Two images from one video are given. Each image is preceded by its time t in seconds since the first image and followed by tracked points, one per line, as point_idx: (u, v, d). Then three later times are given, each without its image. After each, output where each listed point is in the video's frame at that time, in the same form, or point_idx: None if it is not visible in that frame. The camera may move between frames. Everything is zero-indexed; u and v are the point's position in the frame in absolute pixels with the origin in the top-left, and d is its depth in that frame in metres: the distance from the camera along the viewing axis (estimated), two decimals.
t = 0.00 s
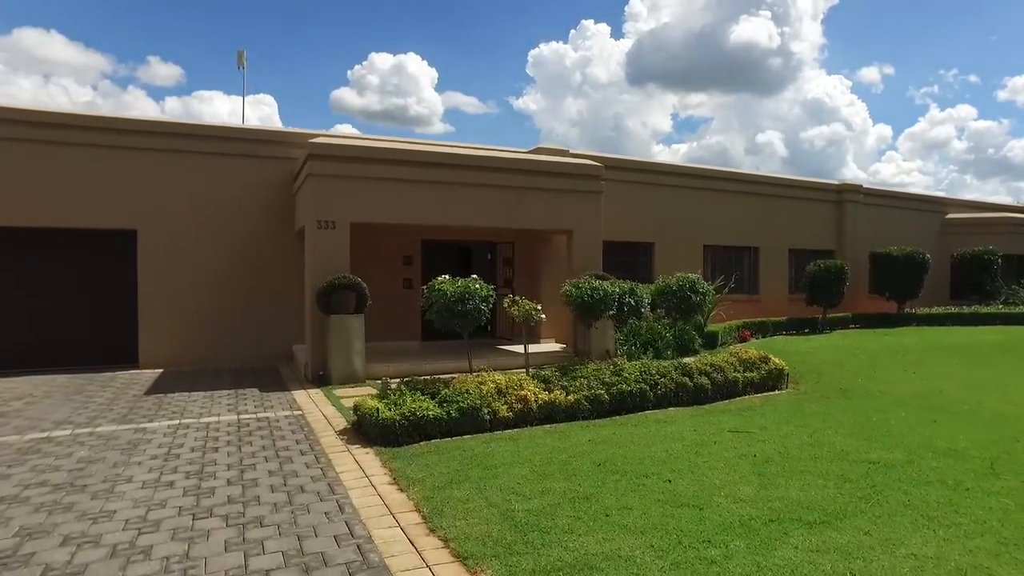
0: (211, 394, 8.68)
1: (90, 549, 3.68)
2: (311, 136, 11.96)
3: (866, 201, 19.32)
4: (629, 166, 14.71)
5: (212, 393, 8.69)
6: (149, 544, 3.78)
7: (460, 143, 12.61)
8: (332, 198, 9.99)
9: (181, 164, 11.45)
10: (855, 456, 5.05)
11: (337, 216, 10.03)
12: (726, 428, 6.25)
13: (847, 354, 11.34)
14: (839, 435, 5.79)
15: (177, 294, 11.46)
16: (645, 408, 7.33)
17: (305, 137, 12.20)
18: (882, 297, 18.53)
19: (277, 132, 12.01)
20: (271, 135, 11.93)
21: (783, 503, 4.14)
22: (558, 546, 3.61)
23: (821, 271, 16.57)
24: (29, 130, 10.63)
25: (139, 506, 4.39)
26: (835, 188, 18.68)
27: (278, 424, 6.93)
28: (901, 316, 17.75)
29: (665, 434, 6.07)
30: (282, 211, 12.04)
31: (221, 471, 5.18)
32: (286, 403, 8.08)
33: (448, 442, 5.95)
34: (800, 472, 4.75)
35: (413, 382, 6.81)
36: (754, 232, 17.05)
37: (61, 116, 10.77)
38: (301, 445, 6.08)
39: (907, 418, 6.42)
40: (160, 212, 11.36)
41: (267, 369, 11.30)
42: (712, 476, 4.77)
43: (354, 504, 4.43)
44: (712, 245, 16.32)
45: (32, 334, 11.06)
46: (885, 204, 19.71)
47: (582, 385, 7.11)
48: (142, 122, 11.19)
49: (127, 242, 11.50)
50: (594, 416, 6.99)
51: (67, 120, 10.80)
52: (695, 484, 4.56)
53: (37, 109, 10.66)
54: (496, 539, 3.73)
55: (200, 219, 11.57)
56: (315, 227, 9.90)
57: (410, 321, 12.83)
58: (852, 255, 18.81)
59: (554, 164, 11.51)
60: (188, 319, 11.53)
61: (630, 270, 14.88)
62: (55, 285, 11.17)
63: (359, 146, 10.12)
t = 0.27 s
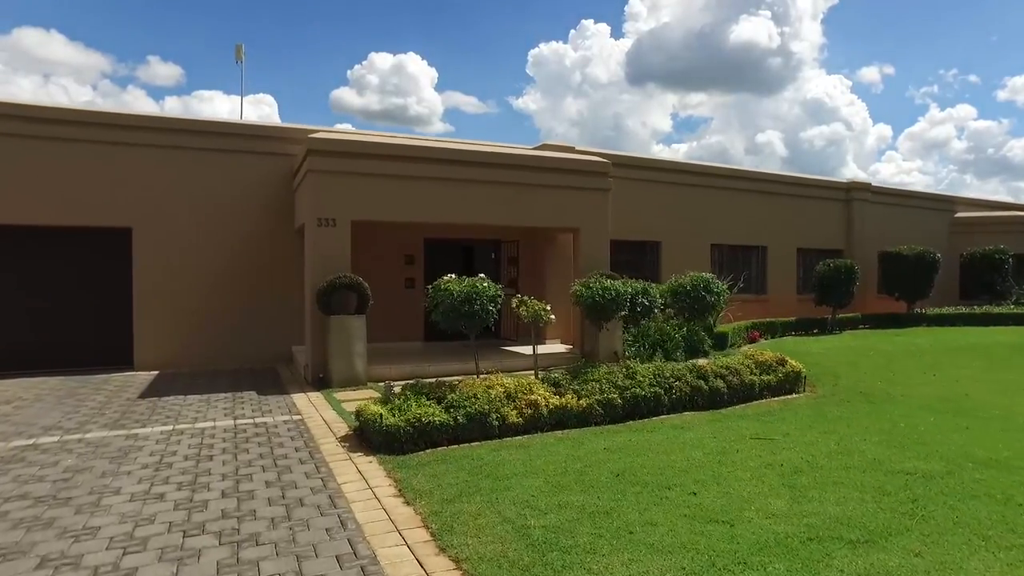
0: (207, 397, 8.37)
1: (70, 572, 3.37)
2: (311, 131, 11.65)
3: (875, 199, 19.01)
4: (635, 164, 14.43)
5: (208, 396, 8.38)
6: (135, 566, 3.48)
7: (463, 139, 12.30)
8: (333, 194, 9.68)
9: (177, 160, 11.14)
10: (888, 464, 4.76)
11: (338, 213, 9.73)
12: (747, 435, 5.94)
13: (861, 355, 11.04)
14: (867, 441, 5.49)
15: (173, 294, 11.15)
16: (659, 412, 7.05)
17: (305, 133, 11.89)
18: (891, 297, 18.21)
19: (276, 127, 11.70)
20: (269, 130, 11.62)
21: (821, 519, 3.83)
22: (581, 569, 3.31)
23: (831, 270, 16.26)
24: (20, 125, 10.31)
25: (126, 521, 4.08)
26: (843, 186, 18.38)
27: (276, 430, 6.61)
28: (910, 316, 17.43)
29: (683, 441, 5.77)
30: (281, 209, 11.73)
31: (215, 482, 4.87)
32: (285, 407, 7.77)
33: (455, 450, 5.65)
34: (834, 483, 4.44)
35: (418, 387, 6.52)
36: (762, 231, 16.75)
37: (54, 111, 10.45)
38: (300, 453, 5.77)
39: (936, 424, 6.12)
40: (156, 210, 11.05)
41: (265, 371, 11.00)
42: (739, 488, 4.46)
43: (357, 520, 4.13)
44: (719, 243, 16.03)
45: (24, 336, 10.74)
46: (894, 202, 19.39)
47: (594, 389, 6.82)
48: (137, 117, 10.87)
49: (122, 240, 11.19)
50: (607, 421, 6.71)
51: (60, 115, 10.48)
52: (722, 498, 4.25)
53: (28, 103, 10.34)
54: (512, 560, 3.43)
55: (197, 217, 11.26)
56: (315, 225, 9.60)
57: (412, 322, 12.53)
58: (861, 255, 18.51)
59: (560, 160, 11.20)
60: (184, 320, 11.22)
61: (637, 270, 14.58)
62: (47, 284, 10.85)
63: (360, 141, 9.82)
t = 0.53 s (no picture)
0: (202, 401, 8.06)
1: None
2: (310, 127, 11.34)
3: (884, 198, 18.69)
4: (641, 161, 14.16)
5: (203, 400, 8.07)
6: None
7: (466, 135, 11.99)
8: (333, 191, 9.38)
9: (172, 156, 10.83)
10: (925, 473, 4.47)
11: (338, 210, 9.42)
12: (769, 441, 5.65)
13: (875, 356, 10.73)
14: (897, 447, 5.20)
15: (169, 293, 10.83)
16: (674, 417, 6.75)
17: (304, 128, 11.58)
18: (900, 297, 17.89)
19: (274, 122, 11.39)
20: (268, 126, 11.31)
21: (862, 536, 3.52)
22: None
23: (840, 270, 15.94)
24: (10, 120, 9.98)
25: (108, 539, 3.77)
26: (851, 184, 18.08)
27: (273, 436, 6.30)
28: (921, 316, 17.11)
29: (703, 449, 5.46)
30: (280, 207, 11.43)
31: (207, 494, 4.55)
32: (283, 412, 7.46)
33: (462, 458, 5.35)
34: (870, 496, 4.14)
35: (422, 391, 6.21)
36: (769, 230, 16.46)
37: (45, 105, 10.12)
38: (298, 461, 5.46)
39: (967, 429, 5.81)
40: (151, 207, 10.74)
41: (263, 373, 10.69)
42: (768, 501, 4.15)
43: (359, 537, 3.83)
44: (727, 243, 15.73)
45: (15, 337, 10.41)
46: (903, 201, 19.08)
47: (606, 393, 6.52)
48: (132, 112, 10.55)
49: (116, 238, 10.88)
50: (620, 426, 6.42)
51: (51, 109, 10.16)
52: (752, 513, 3.94)
53: (19, 96, 10.01)
54: None
55: (193, 214, 10.95)
56: (315, 222, 9.29)
57: (414, 322, 12.23)
58: (869, 254, 18.21)
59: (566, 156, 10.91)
60: (180, 320, 10.90)
61: (643, 269, 14.29)
62: (39, 283, 10.52)
63: (361, 135, 9.51)
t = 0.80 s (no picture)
0: (197, 406, 7.76)
1: None
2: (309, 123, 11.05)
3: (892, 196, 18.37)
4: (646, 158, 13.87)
5: (198, 405, 7.77)
6: None
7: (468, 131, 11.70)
8: (333, 188, 9.08)
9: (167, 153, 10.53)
10: (967, 487, 4.17)
11: (338, 208, 9.12)
12: (793, 450, 5.36)
13: (889, 359, 10.42)
14: (930, 457, 4.91)
15: (164, 294, 10.54)
16: (690, 424, 6.47)
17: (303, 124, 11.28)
18: (909, 297, 17.58)
19: (272, 118, 11.09)
20: (265, 122, 11.02)
21: (910, 560, 3.23)
22: None
23: (850, 270, 15.64)
24: None
25: (89, 561, 3.47)
26: (859, 183, 17.78)
27: (269, 444, 6.00)
28: (931, 317, 16.82)
29: (723, 458, 5.17)
30: (279, 206, 11.14)
31: (198, 509, 4.25)
32: (281, 417, 7.16)
33: (470, 469, 5.06)
34: (913, 512, 3.84)
35: (426, 396, 5.92)
36: (777, 229, 16.19)
37: (36, 100, 9.82)
38: (296, 471, 5.16)
39: (1000, 437, 5.52)
40: (146, 205, 10.44)
41: (261, 375, 10.40)
42: (801, 518, 3.86)
43: (362, 559, 3.54)
44: (733, 242, 15.45)
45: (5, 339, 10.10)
46: (911, 200, 18.76)
47: (619, 398, 6.24)
48: (126, 107, 10.25)
49: (110, 237, 10.58)
50: (633, 433, 6.14)
51: (42, 104, 9.85)
52: (786, 534, 3.64)
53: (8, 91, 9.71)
54: None
55: (189, 213, 10.66)
56: (314, 220, 8.99)
57: (416, 323, 11.95)
58: (877, 253, 17.91)
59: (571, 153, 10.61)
60: (176, 322, 10.61)
61: (648, 269, 14.01)
62: (30, 284, 10.21)
63: (361, 131, 9.21)
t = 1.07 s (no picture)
0: (192, 409, 7.49)
1: None
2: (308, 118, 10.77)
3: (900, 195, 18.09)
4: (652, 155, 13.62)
5: (193, 408, 7.50)
6: None
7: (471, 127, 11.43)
8: (333, 184, 8.81)
9: (162, 148, 10.25)
10: (1012, 500, 3.90)
11: (338, 204, 8.85)
12: (817, 458, 5.08)
13: (905, 360, 10.14)
14: (965, 466, 4.64)
15: (160, 293, 10.26)
16: (706, 429, 6.21)
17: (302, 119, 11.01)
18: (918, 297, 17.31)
19: (270, 113, 10.82)
20: (263, 117, 10.75)
21: None
22: None
23: (859, 270, 15.37)
24: None
25: None
26: (867, 181, 17.51)
27: (266, 450, 5.72)
28: (940, 317, 16.54)
29: (745, 467, 4.90)
30: (277, 203, 10.87)
31: (189, 523, 3.98)
32: (279, 422, 6.89)
33: (477, 478, 4.79)
34: (957, 527, 3.57)
35: (431, 401, 5.65)
36: (784, 228, 15.92)
37: (27, 93, 9.53)
38: (294, 480, 4.88)
39: None
40: (141, 202, 10.17)
41: (259, 377, 10.12)
42: (837, 534, 3.59)
43: None
44: (740, 241, 15.20)
45: None
46: (919, 198, 18.48)
47: (632, 403, 5.98)
48: (120, 101, 9.98)
49: (103, 235, 10.29)
50: (648, 439, 5.87)
51: (33, 97, 9.56)
52: (823, 551, 3.37)
53: None
54: None
55: (185, 210, 10.39)
56: (313, 217, 8.72)
57: (418, 324, 11.68)
58: (885, 253, 17.64)
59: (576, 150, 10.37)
60: (171, 322, 10.33)
61: (654, 268, 13.77)
62: (21, 283, 9.93)
63: (362, 125, 8.94)
